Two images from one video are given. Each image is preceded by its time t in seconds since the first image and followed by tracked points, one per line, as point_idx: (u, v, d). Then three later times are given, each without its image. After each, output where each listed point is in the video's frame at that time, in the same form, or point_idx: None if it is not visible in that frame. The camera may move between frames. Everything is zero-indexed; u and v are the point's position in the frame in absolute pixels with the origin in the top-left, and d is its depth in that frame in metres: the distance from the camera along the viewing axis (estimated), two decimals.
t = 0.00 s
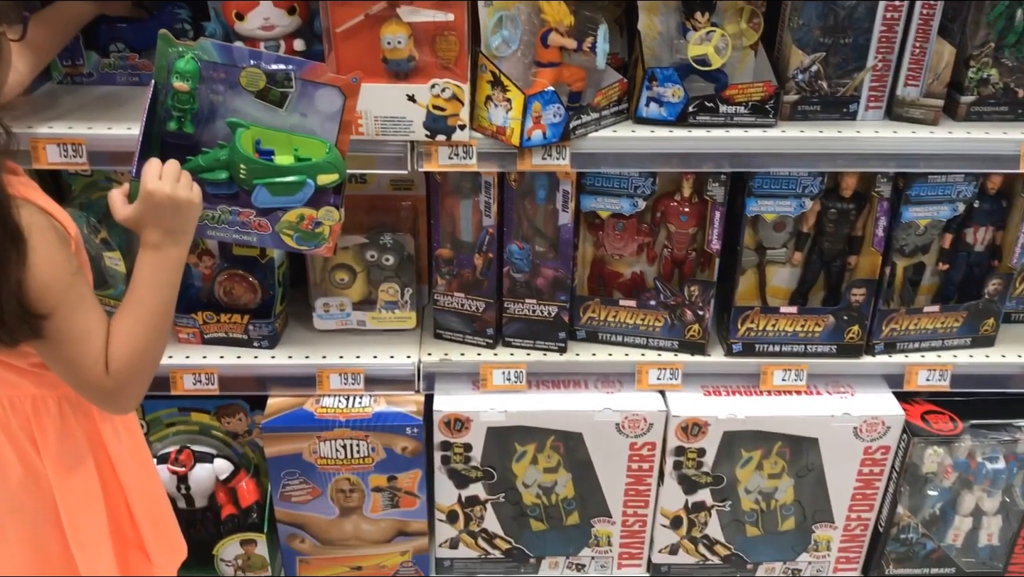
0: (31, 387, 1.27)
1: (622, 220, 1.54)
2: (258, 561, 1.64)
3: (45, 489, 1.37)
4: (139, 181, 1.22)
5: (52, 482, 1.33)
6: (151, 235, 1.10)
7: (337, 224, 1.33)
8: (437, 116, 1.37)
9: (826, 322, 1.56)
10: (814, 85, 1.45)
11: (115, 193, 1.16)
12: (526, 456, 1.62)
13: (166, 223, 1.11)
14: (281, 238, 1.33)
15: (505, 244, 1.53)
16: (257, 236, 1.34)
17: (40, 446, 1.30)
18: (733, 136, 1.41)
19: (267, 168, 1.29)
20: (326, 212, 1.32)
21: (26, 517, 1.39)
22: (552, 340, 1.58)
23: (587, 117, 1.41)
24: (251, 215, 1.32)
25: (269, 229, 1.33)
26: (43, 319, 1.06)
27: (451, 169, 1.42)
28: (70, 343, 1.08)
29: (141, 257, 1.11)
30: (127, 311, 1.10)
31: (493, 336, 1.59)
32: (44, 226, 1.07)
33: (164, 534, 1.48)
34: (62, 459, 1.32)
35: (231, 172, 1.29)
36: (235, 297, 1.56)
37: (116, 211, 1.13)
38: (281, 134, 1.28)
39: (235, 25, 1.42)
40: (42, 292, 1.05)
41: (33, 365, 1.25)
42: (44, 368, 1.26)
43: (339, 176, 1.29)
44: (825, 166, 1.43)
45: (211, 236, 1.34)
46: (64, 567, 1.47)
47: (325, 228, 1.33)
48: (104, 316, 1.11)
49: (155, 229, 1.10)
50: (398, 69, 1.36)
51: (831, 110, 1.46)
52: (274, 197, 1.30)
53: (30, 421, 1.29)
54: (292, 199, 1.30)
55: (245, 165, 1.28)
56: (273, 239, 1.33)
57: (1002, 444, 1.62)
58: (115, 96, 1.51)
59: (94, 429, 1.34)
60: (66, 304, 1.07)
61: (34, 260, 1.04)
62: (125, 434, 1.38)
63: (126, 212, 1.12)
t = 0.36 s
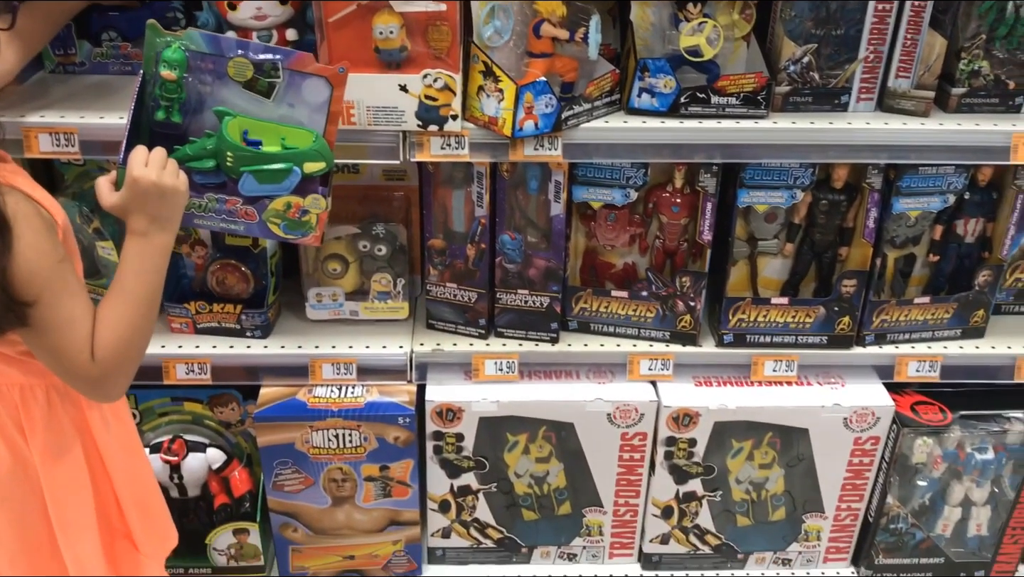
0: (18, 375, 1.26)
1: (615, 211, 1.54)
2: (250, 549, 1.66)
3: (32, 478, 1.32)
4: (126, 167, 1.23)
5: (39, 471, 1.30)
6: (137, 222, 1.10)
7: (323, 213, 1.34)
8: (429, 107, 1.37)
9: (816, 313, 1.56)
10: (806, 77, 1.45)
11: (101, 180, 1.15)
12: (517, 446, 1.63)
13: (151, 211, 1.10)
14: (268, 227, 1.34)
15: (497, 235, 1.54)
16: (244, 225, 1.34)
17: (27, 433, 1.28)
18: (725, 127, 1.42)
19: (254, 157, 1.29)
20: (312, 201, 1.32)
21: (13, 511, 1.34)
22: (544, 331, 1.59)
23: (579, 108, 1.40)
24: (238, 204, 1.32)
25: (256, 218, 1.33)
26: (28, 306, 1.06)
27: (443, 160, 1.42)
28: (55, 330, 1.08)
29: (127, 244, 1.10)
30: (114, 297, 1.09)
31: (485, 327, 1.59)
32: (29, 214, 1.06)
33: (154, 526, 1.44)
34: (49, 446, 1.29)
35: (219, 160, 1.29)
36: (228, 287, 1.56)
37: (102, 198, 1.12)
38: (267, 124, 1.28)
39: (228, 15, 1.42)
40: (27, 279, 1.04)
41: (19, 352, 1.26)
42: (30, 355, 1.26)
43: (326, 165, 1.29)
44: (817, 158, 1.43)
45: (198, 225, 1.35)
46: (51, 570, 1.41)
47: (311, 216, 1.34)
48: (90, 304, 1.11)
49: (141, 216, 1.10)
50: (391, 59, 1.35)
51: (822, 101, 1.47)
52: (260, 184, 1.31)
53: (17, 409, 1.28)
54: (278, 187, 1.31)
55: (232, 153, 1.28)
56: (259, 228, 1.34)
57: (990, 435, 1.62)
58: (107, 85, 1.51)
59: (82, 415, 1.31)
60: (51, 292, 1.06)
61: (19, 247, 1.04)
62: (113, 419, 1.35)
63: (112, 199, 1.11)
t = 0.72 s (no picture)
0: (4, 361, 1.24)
1: (604, 202, 1.55)
2: (241, 537, 1.66)
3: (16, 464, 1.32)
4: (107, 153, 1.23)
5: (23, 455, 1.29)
6: (118, 208, 1.10)
7: (304, 201, 1.34)
8: (418, 96, 1.36)
9: (805, 304, 1.57)
10: (796, 68, 1.45)
11: (83, 165, 1.16)
12: (507, 435, 1.63)
13: (132, 196, 1.10)
14: (249, 215, 1.33)
15: (487, 224, 1.53)
16: (225, 214, 1.34)
17: (12, 417, 1.26)
18: (714, 118, 1.42)
19: (235, 144, 1.29)
20: (294, 188, 1.32)
21: None
22: (533, 321, 1.59)
23: (568, 97, 1.41)
24: (219, 191, 1.32)
25: (237, 205, 1.33)
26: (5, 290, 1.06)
27: (433, 149, 1.41)
28: (32, 315, 1.07)
29: (107, 229, 1.10)
30: (93, 283, 1.09)
31: (475, 317, 1.60)
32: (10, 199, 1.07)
33: (139, 511, 1.43)
34: (35, 430, 1.27)
35: (200, 148, 1.29)
36: (218, 276, 1.56)
37: (83, 183, 1.12)
38: (248, 114, 1.28)
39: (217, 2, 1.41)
40: (5, 262, 1.05)
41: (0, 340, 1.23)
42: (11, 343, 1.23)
43: (307, 154, 1.30)
44: (805, 149, 1.43)
45: (178, 213, 1.34)
46: (35, 554, 1.41)
47: (293, 204, 1.33)
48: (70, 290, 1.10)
49: (121, 202, 1.10)
50: (381, 47, 1.35)
51: (812, 92, 1.47)
52: (241, 171, 1.31)
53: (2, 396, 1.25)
54: (259, 174, 1.31)
55: (213, 140, 1.28)
56: (241, 216, 1.33)
57: (978, 426, 1.62)
58: (97, 73, 1.51)
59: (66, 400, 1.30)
60: (30, 276, 1.06)
61: None
62: (98, 405, 1.34)
63: (93, 185, 1.12)
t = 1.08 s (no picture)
0: None
1: (595, 193, 1.55)
2: (231, 528, 1.66)
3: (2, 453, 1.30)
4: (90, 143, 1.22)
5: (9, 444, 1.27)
6: (102, 197, 1.10)
7: (288, 192, 1.35)
8: (409, 87, 1.36)
9: (795, 297, 1.58)
10: (786, 60, 1.45)
11: (66, 154, 1.15)
12: (498, 426, 1.63)
13: (117, 185, 1.10)
14: (233, 206, 1.34)
15: (478, 216, 1.53)
16: (210, 204, 1.35)
17: None
18: (704, 110, 1.42)
19: (219, 134, 1.29)
20: (278, 178, 1.33)
21: None
22: (524, 312, 1.60)
23: (559, 89, 1.41)
24: (203, 181, 1.32)
25: (221, 196, 1.34)
26: None
27: (424, 141, 1.41)
28: (14, 302, 1.06)
29: (91, 219, 1.10)
30: (76, 272, 1.09)
31: (466, 308, 1.60)
32: None
33: (127, 501, 1.42)
34: (22, 417, 1.25)
35: (184, 139, 1.30)
36: (209, 267, 1.56)
37: (67, 172, 1.12)
38: (232, 106, 1.29)
39: None
40: None
41: None
42: None
43: (291, 145, 1.30)
44: (796, 142, 1.43)
45: (163, 202, 1.34)
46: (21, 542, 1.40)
47: (277, 194, 1.34)
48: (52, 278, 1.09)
49: (105, 190, 1.10)
50: (371, 38, 1.35)
51: (802, 85, 1.47)
52: (225, 162, 1.31)
53: None
54: (244, 165, 1.32)
55: (198, 131, 1.29)
56: (225, 206, 1.34)
57: (967, 419, 1.62)
58: (88, 63, 1.51)
59: (53, 388, 1.28)
60: (12, 262, 1.05)
61: None
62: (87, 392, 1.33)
63: (77, 173, 1.11)
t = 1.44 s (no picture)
0: None
1: (585, 183, 1.55)
2: (220, 515, 1.67)
3: None
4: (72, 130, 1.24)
5: None
6: (82, 183, 1.10)
7: (269, 184, 1.34)
8: (397, 75, 1.36)
9: (784, 288, 1.58)
10: (776, 51, 1.46)
11: (47, 141, 1.16)
12: (487, 416, 1.64)
13: (97, 172, 1.10)
14: (214, 197, 1.34)
15: (467, 206, 1.54)
16: (190, 194, 1.34)
17: None
18: (693, 100, 1.42)
19: (201, 125, 1.30)
20: (259, 170, 1.32)
21: None
22: (513, 303, 1.60)
23: (548, 78, 1.41)
24: (184, 171, 1.32)
25: (202, 186, 1.33)
26: None
27: (412, 129, 1.40)
28: None
29: (69, 205, 1.09)
30: (54, 257, 1.07)
31: (455, 298, 1.61)
32: None
33: (108, 489, 1.42)
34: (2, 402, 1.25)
35: (166, 130, 1.30)
36: (199, 255, 1.57)
37: (47, 160, 1.12)
38: (215, 98, 1.30)
39: None
40: None
41: None
42: None
43: (273, 138, 1.31)
44: (785, 133, 1.43)
45: (143, 191, 1.34)
46: None
47: (258, 186, 1.33)
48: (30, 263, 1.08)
49: (85, 177, 1.10)
50: (360, 26, 1.37)
51: (792, 76, 1.47)
52: (207, 153, 1.32)
53: None
54: (225, 156, 1.31)
55: (179, 121, 1.29)
56: (206, 197, 1.34)
57: (956, 411, 1.63)
58: (78, 50, 1.51)
59: (35, 374, 1.28)
60: None
61: None
62: (71, 378, 1.32)
63: (58, 160, 1.11)
